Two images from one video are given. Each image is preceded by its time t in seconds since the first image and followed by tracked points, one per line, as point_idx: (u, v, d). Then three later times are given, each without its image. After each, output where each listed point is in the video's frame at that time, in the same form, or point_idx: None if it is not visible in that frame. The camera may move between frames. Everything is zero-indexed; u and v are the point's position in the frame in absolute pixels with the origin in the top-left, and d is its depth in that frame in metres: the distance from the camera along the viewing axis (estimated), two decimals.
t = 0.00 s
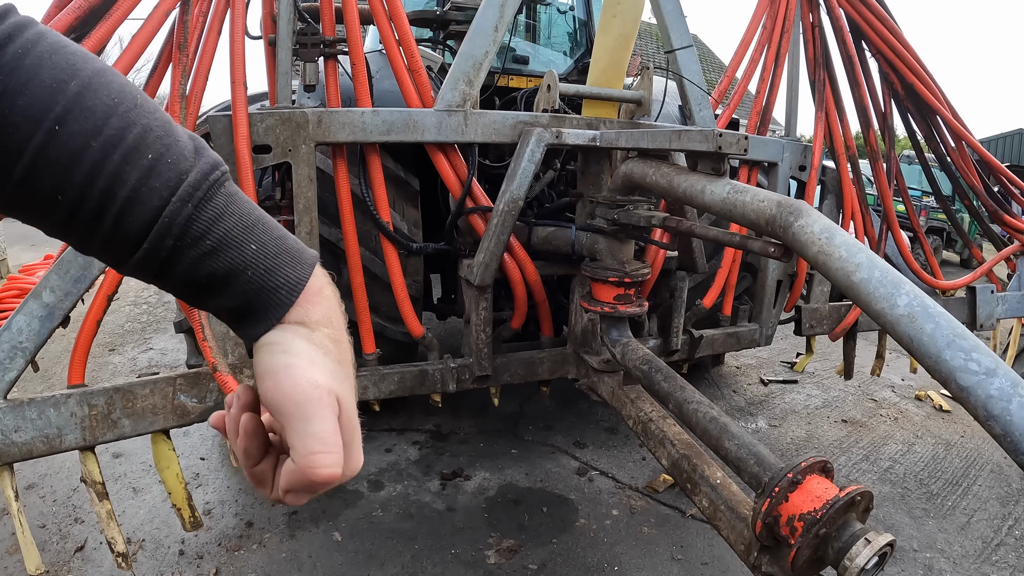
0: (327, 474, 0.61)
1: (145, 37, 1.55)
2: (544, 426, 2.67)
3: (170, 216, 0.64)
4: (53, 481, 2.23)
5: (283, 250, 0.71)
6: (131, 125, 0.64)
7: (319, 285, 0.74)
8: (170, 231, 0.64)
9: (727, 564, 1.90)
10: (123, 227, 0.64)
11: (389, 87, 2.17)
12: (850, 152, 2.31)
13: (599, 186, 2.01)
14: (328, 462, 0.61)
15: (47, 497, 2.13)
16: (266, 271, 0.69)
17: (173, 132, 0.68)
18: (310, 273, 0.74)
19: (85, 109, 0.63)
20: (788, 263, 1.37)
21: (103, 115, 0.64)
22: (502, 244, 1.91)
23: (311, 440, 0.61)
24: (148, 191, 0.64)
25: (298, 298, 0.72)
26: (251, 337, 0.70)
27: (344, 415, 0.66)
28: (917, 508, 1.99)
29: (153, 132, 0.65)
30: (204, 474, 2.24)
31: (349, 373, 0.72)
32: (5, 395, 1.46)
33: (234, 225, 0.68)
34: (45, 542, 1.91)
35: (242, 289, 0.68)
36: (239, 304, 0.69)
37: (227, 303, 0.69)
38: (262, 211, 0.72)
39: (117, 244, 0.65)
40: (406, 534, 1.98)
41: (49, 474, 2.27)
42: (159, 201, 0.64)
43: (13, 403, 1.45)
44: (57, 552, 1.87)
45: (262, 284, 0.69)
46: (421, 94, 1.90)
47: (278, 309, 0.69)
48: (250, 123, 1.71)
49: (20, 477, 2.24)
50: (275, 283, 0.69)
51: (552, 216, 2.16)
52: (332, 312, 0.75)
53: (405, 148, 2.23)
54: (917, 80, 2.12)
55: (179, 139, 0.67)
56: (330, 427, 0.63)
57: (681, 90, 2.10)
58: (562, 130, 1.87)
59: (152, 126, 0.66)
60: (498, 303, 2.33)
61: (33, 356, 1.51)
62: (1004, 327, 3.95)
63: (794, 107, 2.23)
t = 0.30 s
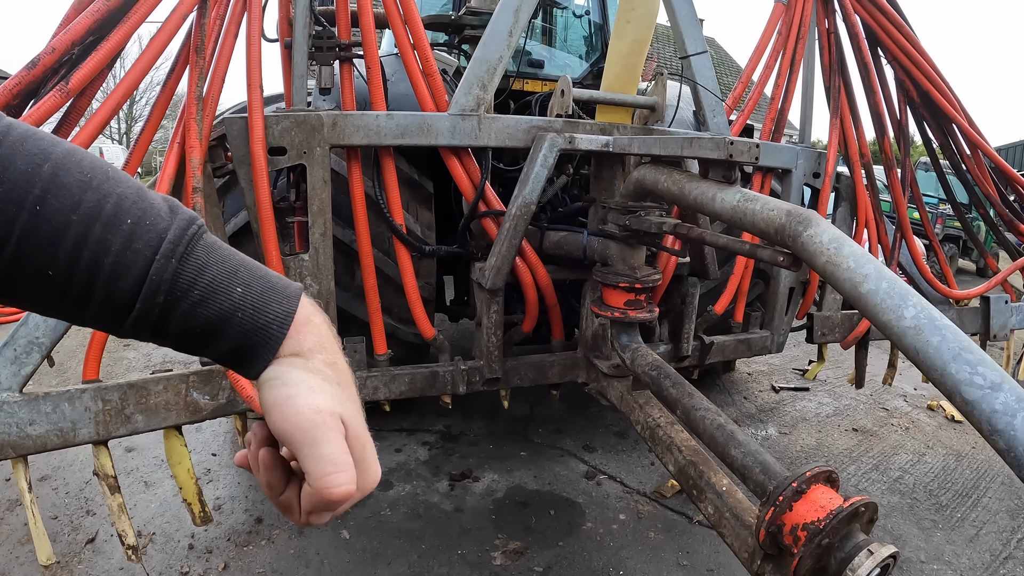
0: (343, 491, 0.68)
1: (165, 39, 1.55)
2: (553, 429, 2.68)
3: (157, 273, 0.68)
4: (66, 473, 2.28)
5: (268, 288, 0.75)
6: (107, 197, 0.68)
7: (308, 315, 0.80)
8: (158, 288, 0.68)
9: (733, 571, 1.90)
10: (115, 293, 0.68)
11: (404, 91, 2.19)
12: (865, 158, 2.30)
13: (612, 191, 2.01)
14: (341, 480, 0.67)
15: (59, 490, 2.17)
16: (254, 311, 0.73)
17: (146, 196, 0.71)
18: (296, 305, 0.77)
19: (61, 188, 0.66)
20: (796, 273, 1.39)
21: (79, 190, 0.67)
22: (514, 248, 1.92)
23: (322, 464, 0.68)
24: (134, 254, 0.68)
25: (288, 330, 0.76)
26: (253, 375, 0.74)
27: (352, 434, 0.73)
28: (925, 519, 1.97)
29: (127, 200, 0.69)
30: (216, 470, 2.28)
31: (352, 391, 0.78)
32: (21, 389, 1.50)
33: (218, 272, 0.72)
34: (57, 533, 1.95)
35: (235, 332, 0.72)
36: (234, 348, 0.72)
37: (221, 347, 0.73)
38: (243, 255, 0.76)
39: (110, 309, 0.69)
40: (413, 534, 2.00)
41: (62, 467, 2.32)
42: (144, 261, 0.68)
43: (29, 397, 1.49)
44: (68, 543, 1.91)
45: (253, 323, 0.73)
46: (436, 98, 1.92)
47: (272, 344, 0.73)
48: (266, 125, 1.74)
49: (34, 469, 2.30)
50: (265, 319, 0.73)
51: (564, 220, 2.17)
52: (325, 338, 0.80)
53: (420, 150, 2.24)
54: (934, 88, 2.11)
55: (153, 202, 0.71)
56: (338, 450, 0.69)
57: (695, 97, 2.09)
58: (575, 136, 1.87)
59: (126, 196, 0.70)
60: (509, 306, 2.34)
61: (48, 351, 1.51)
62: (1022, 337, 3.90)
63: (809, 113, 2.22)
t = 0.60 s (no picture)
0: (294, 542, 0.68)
1: (176, 43, 1.61)
2: (558, 429, 2.69)
3: (104, 314, 0.69)
4: (79, 462, 2.35)
5: (219, 329, 0.76)
6: (55, 234, 0.69)
7: (258, 355, 0.80)
8: (107, 328, 0.69)
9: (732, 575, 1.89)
10: (63, 333, 0.69)
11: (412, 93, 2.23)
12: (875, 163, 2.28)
13: (616, 192, 2.01)
14: (292, 531, 0.67)
15: (72, 478, 2.25)
16: (204, 353, 0.74)
17: (96, 231, 0.72)
18: (248, 344, 0.78)
19: (10, 225, 0.68)
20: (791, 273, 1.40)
21: (28, 228, 0.69)
22: (517, 248, 1.94)
23: (271, 514, 0.68)
24: (80, 293, 0.69)
25: (241, 371, 0.77)
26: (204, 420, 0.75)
27: (303, 480, 0.73)
28: (932, 529, 1.95)
29: (76, 237, 0.70)
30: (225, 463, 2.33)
31: (304, 432, 0.78)
32: (35, 376, 1.58)
33: (167, 312, 0.73)
34: (68, 519, 2.02)
35: (184, 375, 0.73)
36: (184, 390, 0.74)
37: (170, 389, 0.74)
38: (193, 291, 0.77)
39: (59, 349, 0.70)
40: (414, 529, 2.03)
41: (75, 456, 2.39)
42: (92, 301, 0.69)
43: (42, 384, 1.56)
44: (79, 529, 1.97)
45: (202, 366, 0.74)
46: (442, 100, 1.95)
47: (221, 386, 0.74)
48: (275, 126, 1.79)
49: (48, 457, 2.37)
50: (214, 362, 0.74)
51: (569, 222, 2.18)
52: (276, 381, 0.80)
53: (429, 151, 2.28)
54: (946, 92, 2.10)
55: (102, 239, 0.72)
56: (287, 500, 0.69)
57: (701, 100, 2.10)
58: (579, 137, 1.89)
59: (74, 232, 0.71)
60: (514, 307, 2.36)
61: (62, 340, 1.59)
62: None
63: (818, 116, 2.21)
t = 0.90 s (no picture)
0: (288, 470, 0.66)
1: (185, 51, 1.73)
2: (561, 427, 2.73)
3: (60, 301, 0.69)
4: (95, 451, 2.48)
5: (180, 310, 0.76)
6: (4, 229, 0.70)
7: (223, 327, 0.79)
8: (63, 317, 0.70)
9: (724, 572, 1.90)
10: (21, 327, 0.69)
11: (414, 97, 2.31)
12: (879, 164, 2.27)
13: (611, 191, 2.05)
14: (287, 458, 0.66)
15: (87, 465, 2.37)
16: (167, 331, 0.74)
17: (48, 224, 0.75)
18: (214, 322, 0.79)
19: None
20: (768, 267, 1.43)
21: None
22: (514, 246, 1.99)
23: (263, 446, 0.67)
24: (36, 283, 0.69)
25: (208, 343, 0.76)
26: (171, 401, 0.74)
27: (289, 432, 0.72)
28: (934, 532, 1.92)
29: (25, 228, 0.71)
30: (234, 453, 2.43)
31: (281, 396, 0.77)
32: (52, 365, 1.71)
33: (124, 297, 0.73)
34: (82, 503, 2.14)
35: (153, 354, 0.73)
36: (152, 371, 0.73)
37: (140, 372, 0.73)
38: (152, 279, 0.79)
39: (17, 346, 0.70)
40: (413, 520, 2.08)
41: (92, 446, 2.52)
42: (45, 289, 0.69)
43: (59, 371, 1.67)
44: (92, 514, 2.09)
45: (169, 345, 0.73)
46: (441, 103, 2.01)
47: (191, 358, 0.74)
48: (282, 130, 1.87)
49: (65, 446, 2.50)
50: (181, 339, 0.74)
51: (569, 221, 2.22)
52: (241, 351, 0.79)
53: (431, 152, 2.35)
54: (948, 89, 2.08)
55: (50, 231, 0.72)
56: (276, 433, 0.68)
57: (699, 101, 2.12)
58: (573, 138, 1.92)
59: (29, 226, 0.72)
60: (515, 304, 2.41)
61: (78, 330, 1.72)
62: None
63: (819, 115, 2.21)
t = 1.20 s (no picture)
0: None
1: (202, 59, 1.82)
2: (572, 427, 2.74)
3: None
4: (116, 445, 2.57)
5: (104, 389, 0.86)
6: None
7: (145, 410, 0.88)
8: None
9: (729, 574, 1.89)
10: None
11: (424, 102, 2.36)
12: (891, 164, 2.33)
13: (619, 194, 2.03)
14: None
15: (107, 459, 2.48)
16: (90, 413, 0.84)
17: None
18: (137, 402, 0.87)
19: None
20: (765, 268, 1.44)
21: None
22: (521, 248, 1.97)
23: (167, 566, 0.71)
24: None
25: (129, 429, 0.85)
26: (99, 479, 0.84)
27: (200, 530, 0.77)
28: (943, 538, 1.93)
29: None
30: (249, 449, 2.50)
31: (201, 481, 0.84)
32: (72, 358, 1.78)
33: (49, 372, 0.84)
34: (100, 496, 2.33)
35: (72, 435, 0.83)
36: (75, 449, 0.83)
37: (61, 448, 0.84)
38: (81, 350, 0.88)
39: None
40: (421, 516, 2.11)
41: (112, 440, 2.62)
42: None
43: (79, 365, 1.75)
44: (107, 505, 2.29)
45: (88, 427, 0.83)
46: (450, 107, 2.04)
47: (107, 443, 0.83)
48: (294, 134, 1.93)
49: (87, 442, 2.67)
50: (100, 423, 0.84)
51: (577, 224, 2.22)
52: (165, 432, 0.87)
53: (443, 156, 2.39)
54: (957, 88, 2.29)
55: None
56: (182, 550, 0.73)
57: (707, 103, 2.13)
58: (579, 141, 1.92)
59: None
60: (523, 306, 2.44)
61: (97, 326, 1.80)
62: None
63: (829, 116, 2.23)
